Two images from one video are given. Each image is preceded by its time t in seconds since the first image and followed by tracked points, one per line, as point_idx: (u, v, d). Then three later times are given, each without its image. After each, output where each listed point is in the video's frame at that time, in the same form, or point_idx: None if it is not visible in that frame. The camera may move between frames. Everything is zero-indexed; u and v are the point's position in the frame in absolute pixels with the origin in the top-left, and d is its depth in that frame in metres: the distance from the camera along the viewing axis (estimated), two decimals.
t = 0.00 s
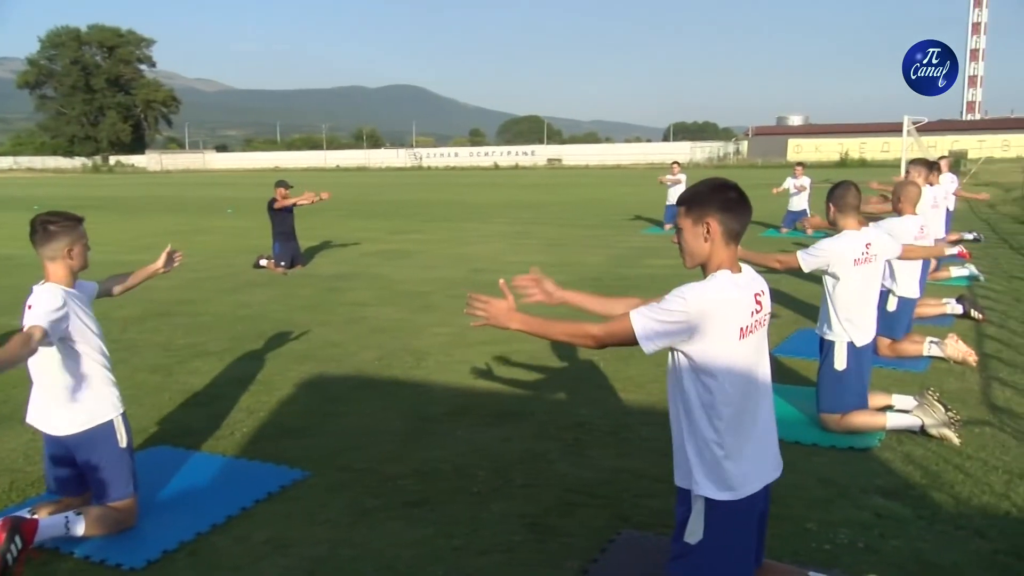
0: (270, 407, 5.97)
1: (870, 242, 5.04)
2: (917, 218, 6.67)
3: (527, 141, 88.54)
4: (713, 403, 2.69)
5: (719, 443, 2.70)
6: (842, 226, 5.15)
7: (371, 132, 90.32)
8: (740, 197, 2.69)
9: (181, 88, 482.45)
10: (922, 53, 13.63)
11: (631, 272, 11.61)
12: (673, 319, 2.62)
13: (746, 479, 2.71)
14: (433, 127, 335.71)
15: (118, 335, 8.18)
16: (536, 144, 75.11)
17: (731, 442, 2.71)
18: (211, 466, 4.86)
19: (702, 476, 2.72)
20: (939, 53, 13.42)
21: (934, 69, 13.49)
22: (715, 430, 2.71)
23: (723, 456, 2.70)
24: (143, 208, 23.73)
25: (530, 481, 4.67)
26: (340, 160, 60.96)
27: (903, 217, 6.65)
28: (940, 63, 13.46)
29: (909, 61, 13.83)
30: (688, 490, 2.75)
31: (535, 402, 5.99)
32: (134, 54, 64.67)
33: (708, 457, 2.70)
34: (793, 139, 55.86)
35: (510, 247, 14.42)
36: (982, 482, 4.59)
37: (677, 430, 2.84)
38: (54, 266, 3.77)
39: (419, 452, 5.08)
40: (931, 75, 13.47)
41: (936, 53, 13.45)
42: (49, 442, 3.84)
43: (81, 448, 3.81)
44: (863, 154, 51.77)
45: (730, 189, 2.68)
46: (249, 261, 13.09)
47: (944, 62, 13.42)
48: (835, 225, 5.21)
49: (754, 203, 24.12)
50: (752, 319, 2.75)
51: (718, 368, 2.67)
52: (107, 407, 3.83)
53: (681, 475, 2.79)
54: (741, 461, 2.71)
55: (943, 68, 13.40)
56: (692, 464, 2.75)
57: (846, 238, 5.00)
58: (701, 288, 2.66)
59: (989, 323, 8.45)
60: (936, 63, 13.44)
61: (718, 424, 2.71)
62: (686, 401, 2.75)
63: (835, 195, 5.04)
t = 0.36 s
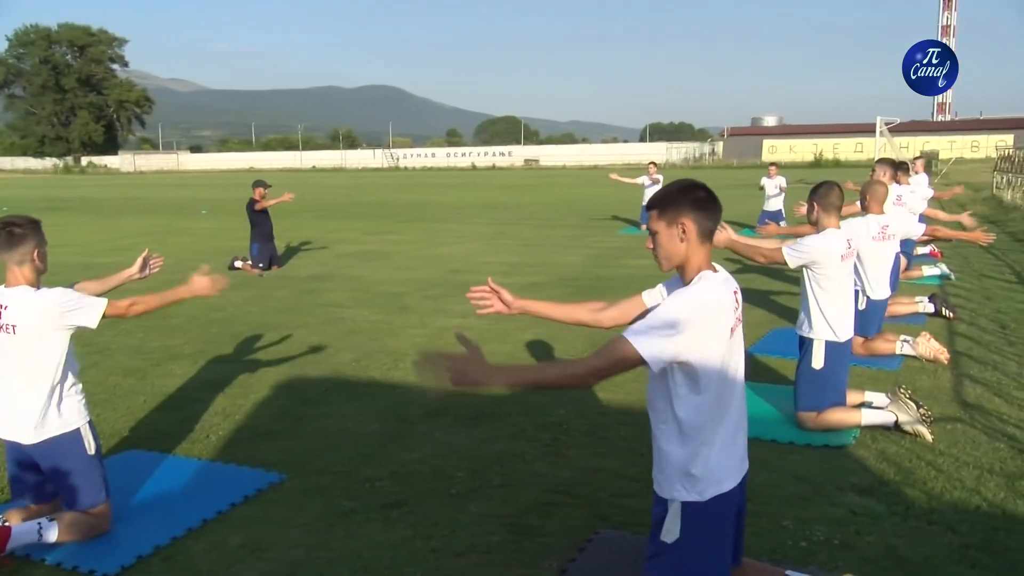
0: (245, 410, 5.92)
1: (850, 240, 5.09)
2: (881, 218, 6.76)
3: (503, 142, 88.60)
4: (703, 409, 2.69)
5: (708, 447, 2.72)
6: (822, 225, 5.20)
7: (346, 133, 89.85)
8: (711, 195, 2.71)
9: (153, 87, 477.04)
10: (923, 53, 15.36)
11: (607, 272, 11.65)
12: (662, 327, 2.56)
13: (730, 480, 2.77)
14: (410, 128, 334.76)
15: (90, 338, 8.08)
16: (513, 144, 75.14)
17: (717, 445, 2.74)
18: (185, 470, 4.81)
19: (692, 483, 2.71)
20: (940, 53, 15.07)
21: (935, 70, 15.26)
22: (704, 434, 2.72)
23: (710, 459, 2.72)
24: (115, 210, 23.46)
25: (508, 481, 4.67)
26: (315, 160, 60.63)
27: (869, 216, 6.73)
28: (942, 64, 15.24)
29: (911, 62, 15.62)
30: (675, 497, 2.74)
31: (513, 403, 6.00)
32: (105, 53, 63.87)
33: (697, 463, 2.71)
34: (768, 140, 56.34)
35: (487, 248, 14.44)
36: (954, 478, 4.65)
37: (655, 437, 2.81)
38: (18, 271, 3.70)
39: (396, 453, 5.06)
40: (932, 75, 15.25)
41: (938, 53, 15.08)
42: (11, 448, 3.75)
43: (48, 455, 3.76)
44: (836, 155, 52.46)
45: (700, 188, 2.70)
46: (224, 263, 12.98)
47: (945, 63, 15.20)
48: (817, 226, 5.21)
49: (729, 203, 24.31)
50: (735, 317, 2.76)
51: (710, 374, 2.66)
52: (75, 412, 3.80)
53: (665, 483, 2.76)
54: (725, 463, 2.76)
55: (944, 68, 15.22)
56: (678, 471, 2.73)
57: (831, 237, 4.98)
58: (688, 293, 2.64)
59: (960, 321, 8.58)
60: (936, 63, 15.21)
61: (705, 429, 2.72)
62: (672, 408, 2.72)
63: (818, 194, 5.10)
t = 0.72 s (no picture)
0: (226, 413, 5.88)
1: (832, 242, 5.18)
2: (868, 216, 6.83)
3: (485, 142, 88.56)
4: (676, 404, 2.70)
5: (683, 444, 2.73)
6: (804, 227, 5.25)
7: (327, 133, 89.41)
8: (673, 194, 2.72)
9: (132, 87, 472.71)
10: (923, 54, 14.95)
11: (589, 272, 11.67)
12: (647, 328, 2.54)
13: (706, 477, 2.75)
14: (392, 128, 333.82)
15: (68, 340, 7.98)
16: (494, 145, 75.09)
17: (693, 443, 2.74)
18: (165, 473, 4.77)
19: (665, 477, 2.72)
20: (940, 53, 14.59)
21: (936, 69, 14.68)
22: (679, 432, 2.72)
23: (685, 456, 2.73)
24: (93, 211, 23.21)
25: (490, 482, 4.67)
26: (297, 161, 60.34)
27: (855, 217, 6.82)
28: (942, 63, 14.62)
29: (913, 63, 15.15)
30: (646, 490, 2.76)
31: (496, 403, 5.99)
32: (82, 52, 63.18)
33: (670, 458, 2.72)
34: (749, 140, 56.66)
35: (470, 248, 14.42)
36: (932, 475, 4.70)
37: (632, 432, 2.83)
38: None
39: (378, 455, 5.05)
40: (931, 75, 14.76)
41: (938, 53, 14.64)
42: None
43: (25, 458, 3.71)
44: (816, 155, 52.84)
45: (661, 187, 2.71)
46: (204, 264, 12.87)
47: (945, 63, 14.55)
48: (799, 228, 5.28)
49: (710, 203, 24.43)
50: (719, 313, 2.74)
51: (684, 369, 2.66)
52: (59, 416, 3.76)
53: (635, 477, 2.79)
54: (703, 461, 2.75)
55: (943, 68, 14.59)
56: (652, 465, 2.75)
57: (817, 236, 5.08)
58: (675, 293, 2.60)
59: (938, 320, 8.67)
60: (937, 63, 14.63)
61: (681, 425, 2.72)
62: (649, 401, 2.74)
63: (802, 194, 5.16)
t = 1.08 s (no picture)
0: (212, 414, 5.85)
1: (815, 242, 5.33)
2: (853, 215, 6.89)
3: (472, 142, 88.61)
4: (682, 405, 2.74)
5: (687, 446, 2.77)
6: (784, 225, 5.44)
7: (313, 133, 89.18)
8: (673, 195, 2.73)
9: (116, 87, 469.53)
10: (923, 53, 14.34)
11: (575, 273, 11.68)
12: (639, 324, 2.63)
13: (705, 481, 2.81)
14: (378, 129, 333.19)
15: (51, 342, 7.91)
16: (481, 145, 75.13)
17: (694, 447, 2.79)
18: (150, 476, 4.73)
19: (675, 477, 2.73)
20: (940, 53, 14.19)
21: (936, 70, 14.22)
22: (684, 432, 2.76)
23: (688, 459, 2.76)
24: (76, 211, 23.04)
25: (478, 482, 4.67)
26: (283, 161, 60.08)
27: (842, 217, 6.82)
28: (942, 64, 14.19)
29: (911, 61, 14.64)
30: (651, 495, 2.74)
31: (483, 404, 5.99)
32: (65, 52, 62.73)
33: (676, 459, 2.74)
34: (734, 141, 56.92)
35: (456, 249, 14.40)
36: (916, 473, 4.74)
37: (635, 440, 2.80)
38: None
39: (365, 456, 5.03)
40: (932, 75, 14.23)
41: (938, 53, 14.20)
42: None
43: (10, 461, 3.64)
44: (801, 155, 53.17)
45: (662, 189, 2.71)
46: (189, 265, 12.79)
47: (946, 62, 14.15)
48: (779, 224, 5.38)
49: (696, 203, 24.52)
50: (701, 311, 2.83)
51: (690, 370, 2.74)
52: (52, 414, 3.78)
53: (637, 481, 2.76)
54: (702, 464, 2.80)
55: (944, 68, 14.16)
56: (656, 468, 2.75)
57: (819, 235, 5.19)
58: (663, 290, 2.68)
59: (922, 319, 8.74)
60: (937, 63, 14.20)
61: (686, 427, 2.77)
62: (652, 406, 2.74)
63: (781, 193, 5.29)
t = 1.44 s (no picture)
0: (202, 415, 5.83)
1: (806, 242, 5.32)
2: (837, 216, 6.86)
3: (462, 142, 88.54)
4: (672, 403, 2.73)
5: (677, 444, 2.76)
6: (778, 226, 5.32)
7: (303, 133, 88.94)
8: (667, 197, 2.72)
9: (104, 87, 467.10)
10: (922, 53, 13.70)
11: (566, 273, 11.67)
12: (622, 323, 2.65)
13: (696, 480, 2.79)
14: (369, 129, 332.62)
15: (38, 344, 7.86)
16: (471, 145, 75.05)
17: (685, 446, 2.78)
18: (139, 477, 4.71)
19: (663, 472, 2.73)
20: (941, 52, 13.47)
21: (937, 70, 13.44)
22: (673, 430, 2.75)
23: (678, 457, 2.75)
24: (63, 212, 22.89)
25: (468, 483, 4.66)
26: (272, 161, 59.86)
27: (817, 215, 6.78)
28: (942, 64, 13.54)
29: (911, 62, 13.99)
30: (638, 490, 2.72)
31: (474, 404, 5.98)
32: (52, 52, 62.32)
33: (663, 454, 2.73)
34: (724, 141, 57.02)
35: (446, 249, 14.37)
36: (905, 471, 4.76)
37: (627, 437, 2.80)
38: None
39: (355, 456, 5.02)
40: (932, 76, 13.51)
41: (938, 52, 13.52)
42: None
43: None
44: (791, 156, 53.32)
45: (656, 191, 2.72)
46: (178, 266, 12.73)
47: (946, 63, 13.46)
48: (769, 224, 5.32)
49: (686, 203, 24.55)
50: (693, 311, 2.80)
51: (679, 370, 2.75)
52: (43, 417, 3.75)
53: (623, 476, 2.75)
54: (693, 462, 2.79)
55: (944, 67, 13.48)
56: (644, 462, 2.74)
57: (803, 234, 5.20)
58: (647, 288, 2.69)
59: (911, 318, 8.77)
60: (937, 63, 13.49)
61: (675, 425, 2.76)
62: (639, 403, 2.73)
63: (774, 195, 5.15)
